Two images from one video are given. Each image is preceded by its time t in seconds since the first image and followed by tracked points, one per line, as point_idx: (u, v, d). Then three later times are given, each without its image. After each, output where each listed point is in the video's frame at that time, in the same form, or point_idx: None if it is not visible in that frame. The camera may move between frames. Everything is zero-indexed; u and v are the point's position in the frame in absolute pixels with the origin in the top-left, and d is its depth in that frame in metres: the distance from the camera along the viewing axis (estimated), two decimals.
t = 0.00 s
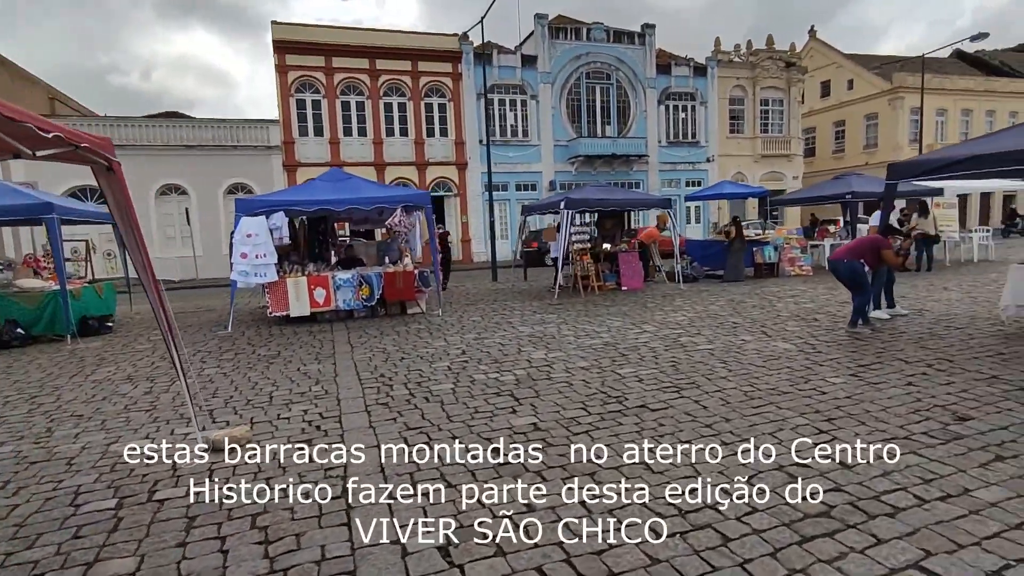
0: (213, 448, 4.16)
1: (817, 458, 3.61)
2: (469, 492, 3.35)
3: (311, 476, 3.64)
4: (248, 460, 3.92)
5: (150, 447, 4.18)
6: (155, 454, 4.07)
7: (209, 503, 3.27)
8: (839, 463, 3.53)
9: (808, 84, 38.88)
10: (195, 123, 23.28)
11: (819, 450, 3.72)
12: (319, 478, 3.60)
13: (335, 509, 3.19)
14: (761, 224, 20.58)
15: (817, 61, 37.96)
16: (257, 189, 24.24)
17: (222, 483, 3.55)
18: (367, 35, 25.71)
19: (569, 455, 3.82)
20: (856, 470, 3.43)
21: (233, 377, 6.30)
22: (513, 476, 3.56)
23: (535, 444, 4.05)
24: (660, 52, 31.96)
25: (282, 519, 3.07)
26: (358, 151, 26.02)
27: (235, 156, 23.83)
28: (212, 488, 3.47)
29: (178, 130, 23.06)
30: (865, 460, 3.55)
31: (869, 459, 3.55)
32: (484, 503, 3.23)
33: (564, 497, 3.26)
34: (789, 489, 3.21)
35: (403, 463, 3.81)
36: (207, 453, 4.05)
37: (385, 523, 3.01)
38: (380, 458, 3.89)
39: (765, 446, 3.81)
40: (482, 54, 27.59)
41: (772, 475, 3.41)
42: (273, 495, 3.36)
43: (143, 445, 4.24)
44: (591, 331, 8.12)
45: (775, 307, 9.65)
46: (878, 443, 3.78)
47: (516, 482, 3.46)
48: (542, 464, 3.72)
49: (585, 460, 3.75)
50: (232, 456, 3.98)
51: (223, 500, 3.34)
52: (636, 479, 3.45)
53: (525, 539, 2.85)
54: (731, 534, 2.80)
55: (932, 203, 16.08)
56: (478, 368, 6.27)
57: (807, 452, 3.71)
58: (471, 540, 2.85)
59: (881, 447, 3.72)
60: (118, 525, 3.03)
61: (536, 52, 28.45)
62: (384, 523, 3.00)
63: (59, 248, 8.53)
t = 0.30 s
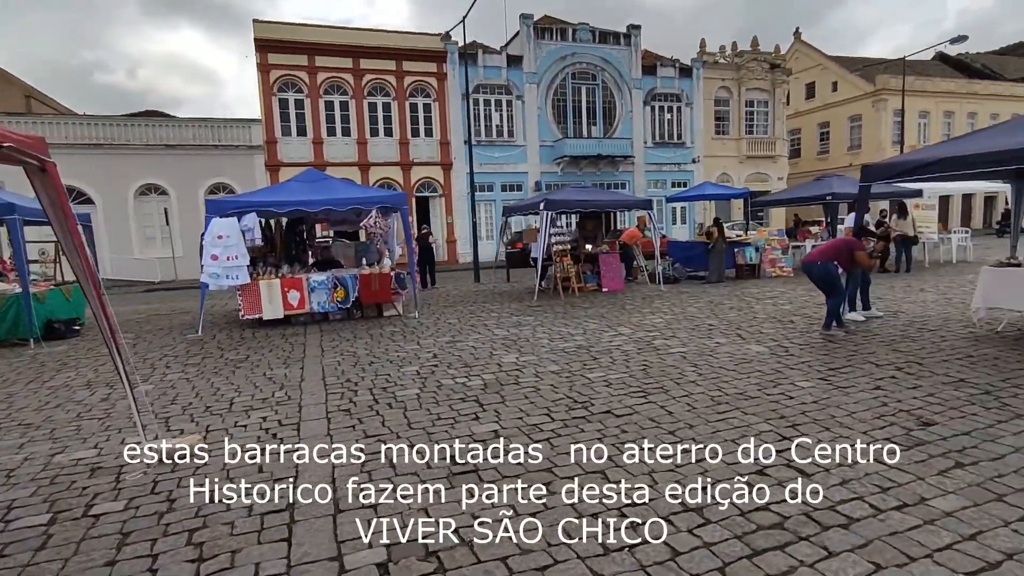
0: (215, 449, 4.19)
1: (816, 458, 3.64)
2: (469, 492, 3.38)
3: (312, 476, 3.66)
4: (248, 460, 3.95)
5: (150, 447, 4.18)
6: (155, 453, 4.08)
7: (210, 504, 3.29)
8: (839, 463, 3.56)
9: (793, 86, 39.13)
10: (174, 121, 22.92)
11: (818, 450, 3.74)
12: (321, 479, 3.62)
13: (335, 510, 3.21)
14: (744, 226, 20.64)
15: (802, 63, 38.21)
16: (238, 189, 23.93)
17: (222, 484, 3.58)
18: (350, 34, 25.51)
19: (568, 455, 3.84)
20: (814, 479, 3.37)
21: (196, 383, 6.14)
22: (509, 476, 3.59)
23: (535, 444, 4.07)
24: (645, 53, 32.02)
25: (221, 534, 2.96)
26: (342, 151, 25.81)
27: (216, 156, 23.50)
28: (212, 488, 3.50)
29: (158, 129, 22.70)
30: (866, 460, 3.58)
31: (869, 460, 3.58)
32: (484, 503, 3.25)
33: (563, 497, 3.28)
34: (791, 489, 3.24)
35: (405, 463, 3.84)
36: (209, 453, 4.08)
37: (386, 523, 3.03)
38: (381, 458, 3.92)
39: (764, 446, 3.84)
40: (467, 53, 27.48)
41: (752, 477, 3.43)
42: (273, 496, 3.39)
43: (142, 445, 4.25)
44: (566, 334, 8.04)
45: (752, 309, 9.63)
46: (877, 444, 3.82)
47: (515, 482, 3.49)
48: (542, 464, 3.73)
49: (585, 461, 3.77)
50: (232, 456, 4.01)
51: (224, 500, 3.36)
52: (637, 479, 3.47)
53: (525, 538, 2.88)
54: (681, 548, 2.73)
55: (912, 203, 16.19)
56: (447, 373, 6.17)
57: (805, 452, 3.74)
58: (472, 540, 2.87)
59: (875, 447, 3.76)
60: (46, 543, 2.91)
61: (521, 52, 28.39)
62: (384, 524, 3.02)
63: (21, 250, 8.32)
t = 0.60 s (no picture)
0: (213, 448, 4.10)
1: (817, 457, 3.54)
2: (469, 492, 3.29)
3: (308, 476, 3.57)
4: (248, 460, 3.85)
5: (149, 446, 4.07)
6: (155, 453, 3.99)
7: (206, 504, 3.21)
8: (840, 463, 3.45)
9: (778, 85, 39.28)
10: (153, 119, 22.51)
11: (819, 450, 3.64)
12: (317, 478, 3.54)
13: (330, 510, 3.12)
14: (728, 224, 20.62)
15: (787, 62, 38.35)
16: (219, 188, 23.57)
17: (221, 483, 3.49)
18: (333, 31, 25.23)
19: (567, 455, 3.73)
20: (779, 483, 3.23)
21: (154, 385, 5.93)
22: (506, 476, 3.49)
23: (534, 444, 3.95)
24: (631, 52, 32.01)
25: (147, 549, 2.78)
26: (325, 149, 25.53)
27: (195, 154, 23.11)
28: (211, 488, 3.42)
29: (135, 127, 22.27)
30: (866, 460, 3.49)
31: (869, 460, 3.48)
32: (485, 503, 3.17)
33: (563, 497, 3.19)
34: (790, 490, 3.13)
35: (404, 463, 3.73)
36: (207, 453, 3.98)
37: (385, 523, 2.96)
38: (379, 458, 3.81)
39: (765, 446, 3.73)
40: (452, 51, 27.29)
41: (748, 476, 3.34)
42: (272, 495, 3.30)
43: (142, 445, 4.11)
44: (541, 333, 7.90)
45: (732, 307, 9.53)
46: (878, 444, 3.71)
47: (517, 482, 3.40)
48: (541, 464, 3.62)
49: (584, 460, 3.67)
50: (232, 456, 3.91)
51: (223, 500, 3.29)
52: (636, 478, 3.38)
53: (525, 539, 2.80)
54: (632, 559, 2.59)
55: (894, 202, 16.22)
56: (414, 375, 6.00)
57: (806, 451, 3.64)
58: (471, 540, 2.80)
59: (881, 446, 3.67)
60: None
61: (507, 50, 28.25)
62: (383, 524, 2.95)
63: None
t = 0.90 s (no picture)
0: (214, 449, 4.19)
1: (816, 458, 3.58)
2: (469, 492, 3.35)
3: (310, 477, 3.61)
4: (248, 460, 3.92)
5: (149, 447, 4.22)
6: (154, 454, 4.12)
7: (210, 504, 3.28)
8: (839, 463, 3.50)
9: (763, 85, 39.42)
10: (130, 118, 22.02)
11: (819, 450, 3.69)
12: (319, 479, 3.58)
13: (332, 510, 3.17)
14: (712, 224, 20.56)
15: (773, 62, 38.48)
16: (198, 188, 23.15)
17: (222, 483, 3.56)
18: (315, 29, 24.92)
19: (568, 455, 3.77)
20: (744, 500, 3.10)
21: (111, 395, 5.70)
22: (508, 476, 3.54)
23: (535, 444, 4.00)
24: (616, 51, 31.97)
25: None
26: (308, 148, 25.23)
27: (174, 153, 22.67)
28: (213, 488, 3.48)
29: (112, 126, 21.77)
30: (866, 460, 3.52)
31: (870, 459, 3.52)
32: (484, 503, 3.22)
33: (563, 497, 3.24)
34: (790, 489, 3.17)
35: (405, 463, 3.79)
36: (208, 453, 4.07)
37: (386, 523, 3.01)
38: (381, 458, 3.87)
39: (764, 446, 3.77)
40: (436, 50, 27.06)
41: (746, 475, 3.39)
42: (272, 495, 3.36)
43: (142, 445, 4.28)
44: (517, 337, 7.75)
45: (712, 309, 9.44)
46: (878, 443, 3.74)
47: (516, 482, 3.45)
48: (542, 464, 3.66)
49: (584, 461, 3.71)
50: (232, 456, 3.99)
51: (224, 499, 3.35)
52: (636, 478, 3.42)
53: (525, 537, 2.85)
54: None
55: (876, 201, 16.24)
56: (381, 383, 5.82)
57: (806, 452, 3.68)
58: (472, 540, 2.85)
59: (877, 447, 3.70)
60: None
61: (492, 49, 28.08)
62: (385, 524, 2.99)
63: None
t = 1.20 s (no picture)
0: (214, 448, 4.18)
1: (816, 457, 3.55)
2: (469, 492, 3.33)
3: (309, 477, 3.60)
4: (248, 459, 3.92)
5: (150, 447, 4.23)
6: (155, 453, 4.13)
7: (210, 504, 3.28)
8: (840, 463, 3.48)
9: (751, 85, 39.57)
10: (110, 116, 21.63)
11: (819, 450, 3.66)
12: (317, 479, 3.58)
13: (331, 509, 3.17)
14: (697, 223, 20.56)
15: (761, 62, 38.63)
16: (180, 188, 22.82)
17: (220, 484, 3.56)
18: (300, 27, 24.67)
19: (567, 455, 3.75)
20: (709, 510, 3.01)
21: (73, 401, 5.53)
22: (509, 476, 3.52)
23: (534, 444, 3.98)
24: (604, 51, 31.93)
25: None
26: (294, 148, 24.99)
27: (155, 153, 22.28)
28: (212, 489, 3.48)
29: (92, 125, 21.39)
30: (866, 460, 3.50)
31: (870, 460, 3.50)
32: (484, 503, 3.21)
33: (563, 497, 3.22)
34: (790, 489, 3.15)
35: (404, 463, 3.77)
36: (208, 453, 4.07)
37: (385, 523, 3.00)
38: (380, 458, 3.86)
39: (764, 446, 3.75)
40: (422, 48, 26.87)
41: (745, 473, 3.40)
42: (272, 495, 3.36)
43: (142, 445, 4.29)
44: (495, 339, 7.64)
45: (695, 309, 9.37)
46: (878, 444, 3.72)
47: (516, 482, 3.43)
48: (542, 464, 3.65)
49: (584, 461, 3.68)
50: (232, 456, 3.98)
51: (222, 500, 3.35)
52: (636, 478, 3.40)
53: (525, 538, 2.84)
54: None
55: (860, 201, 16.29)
56: (351, 387, 5.68)
57: (806, 451, 3.65)
58: (471, 540, 2.84)
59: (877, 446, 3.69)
60: None
61: (479, 48, 27.95)
62: (385, 524, 2.99)
63: None
